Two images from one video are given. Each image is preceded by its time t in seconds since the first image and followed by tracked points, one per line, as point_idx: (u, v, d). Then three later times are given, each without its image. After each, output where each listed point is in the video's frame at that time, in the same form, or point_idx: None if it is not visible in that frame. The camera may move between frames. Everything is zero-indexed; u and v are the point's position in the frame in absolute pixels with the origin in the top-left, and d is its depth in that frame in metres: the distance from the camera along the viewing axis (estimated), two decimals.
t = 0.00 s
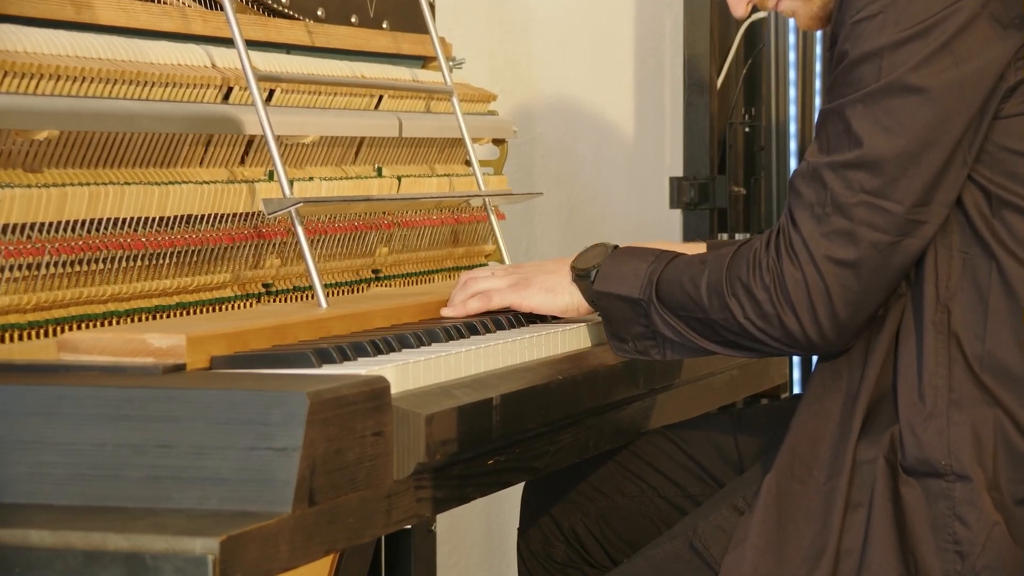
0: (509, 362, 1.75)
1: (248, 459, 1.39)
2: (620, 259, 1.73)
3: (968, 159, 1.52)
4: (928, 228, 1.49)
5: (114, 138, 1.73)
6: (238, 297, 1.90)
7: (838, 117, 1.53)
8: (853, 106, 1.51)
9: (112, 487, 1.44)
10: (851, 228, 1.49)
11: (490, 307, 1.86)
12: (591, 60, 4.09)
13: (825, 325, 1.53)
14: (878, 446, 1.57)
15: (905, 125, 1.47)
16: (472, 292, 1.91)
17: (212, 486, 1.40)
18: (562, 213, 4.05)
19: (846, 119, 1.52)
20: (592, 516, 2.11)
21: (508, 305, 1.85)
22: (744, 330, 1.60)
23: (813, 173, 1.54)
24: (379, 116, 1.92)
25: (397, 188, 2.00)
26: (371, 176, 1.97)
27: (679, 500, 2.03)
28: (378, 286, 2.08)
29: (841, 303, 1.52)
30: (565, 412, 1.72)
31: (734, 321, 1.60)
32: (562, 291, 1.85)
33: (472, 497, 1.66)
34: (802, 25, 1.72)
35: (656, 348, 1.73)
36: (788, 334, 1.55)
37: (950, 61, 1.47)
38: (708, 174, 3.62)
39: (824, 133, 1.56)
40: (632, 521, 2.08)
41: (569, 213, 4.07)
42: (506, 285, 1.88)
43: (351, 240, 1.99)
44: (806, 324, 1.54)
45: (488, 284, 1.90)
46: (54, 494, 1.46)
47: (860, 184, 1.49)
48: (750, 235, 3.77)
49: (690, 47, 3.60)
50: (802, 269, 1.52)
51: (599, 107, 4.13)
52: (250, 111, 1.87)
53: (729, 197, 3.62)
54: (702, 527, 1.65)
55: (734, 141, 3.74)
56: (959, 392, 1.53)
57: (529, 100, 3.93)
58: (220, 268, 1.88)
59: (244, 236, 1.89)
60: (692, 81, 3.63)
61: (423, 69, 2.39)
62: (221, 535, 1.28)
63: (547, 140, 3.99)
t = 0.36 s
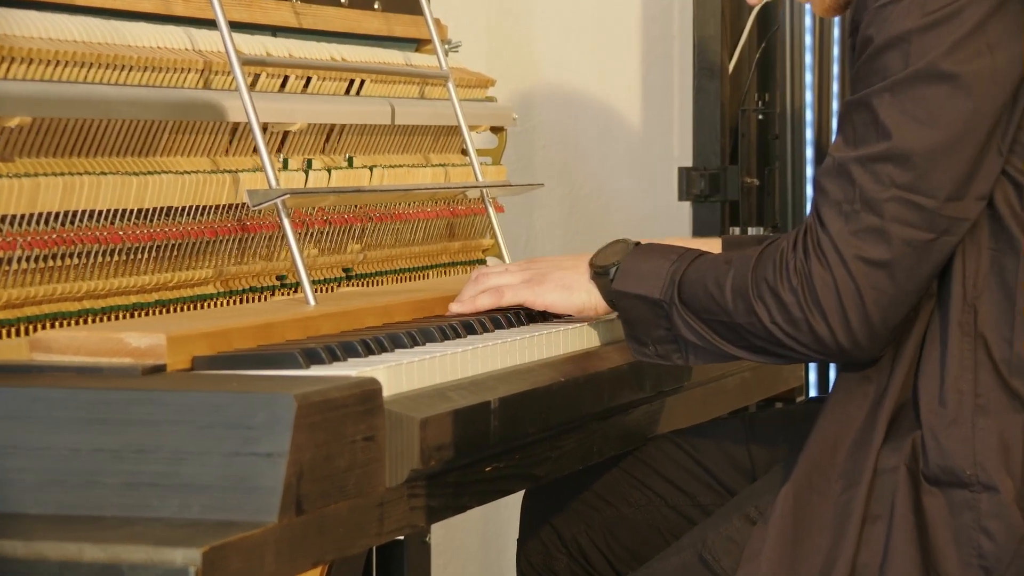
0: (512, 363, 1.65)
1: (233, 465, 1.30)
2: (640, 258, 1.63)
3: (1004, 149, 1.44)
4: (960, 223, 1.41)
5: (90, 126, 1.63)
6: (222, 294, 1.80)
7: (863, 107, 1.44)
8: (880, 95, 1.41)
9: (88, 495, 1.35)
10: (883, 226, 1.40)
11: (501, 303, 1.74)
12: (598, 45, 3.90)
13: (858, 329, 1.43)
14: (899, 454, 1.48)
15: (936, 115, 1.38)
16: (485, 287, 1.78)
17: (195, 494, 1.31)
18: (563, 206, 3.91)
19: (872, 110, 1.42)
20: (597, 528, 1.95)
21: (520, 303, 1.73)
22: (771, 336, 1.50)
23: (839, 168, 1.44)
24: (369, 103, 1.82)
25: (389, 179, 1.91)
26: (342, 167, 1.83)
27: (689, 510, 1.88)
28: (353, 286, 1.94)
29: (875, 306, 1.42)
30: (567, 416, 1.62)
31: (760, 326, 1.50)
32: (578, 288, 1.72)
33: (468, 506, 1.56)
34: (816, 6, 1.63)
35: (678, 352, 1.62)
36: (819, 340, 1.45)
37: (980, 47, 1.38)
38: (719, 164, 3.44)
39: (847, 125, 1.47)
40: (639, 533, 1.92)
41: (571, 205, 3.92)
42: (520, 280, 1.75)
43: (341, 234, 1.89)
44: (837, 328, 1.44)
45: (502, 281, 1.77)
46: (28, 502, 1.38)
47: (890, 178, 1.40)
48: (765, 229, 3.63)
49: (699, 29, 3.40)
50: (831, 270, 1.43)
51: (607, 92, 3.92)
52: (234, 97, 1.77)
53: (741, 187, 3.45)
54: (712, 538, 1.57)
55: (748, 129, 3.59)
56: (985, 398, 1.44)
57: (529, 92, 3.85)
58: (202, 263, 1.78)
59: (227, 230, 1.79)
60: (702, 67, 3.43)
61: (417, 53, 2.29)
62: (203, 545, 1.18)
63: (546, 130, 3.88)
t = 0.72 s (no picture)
0: (502, 363, 1.56)
1: (211, 471, 1.21)
2: (637, 245, 1.53)
3: None
4: (981, 217, 1.32)
5: (59, 112, 1.53)
6: (199, 291, 1.70)
7: (876, 95, 1.35)
8: (893, 83, 1.32)
9: (57, 504, 1.26)
10: (895, 222, 1.30)
11: (490, 293, 1.62)
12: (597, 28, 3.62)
13: (866, 329, 1.34)
14: (915, 461, 1.39)
15: (953, 105, 1.29)
16: (472, 272, 1.66)
17: (170, 502, 1.22)
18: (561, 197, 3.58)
19: (886, 98, 1.33)
20: (597, 540, 1.86)
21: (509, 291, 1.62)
22: (775, 332, 1.41)
23: (850, 159, 1.35)
24: (354, 87, 1.72)
25: (377, 168, 1.81)
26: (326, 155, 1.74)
27: (693, 519, 1.79)
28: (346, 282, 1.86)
29: (885, 307, 1.33)
30: (563, 420, 1.53)
31: (765, 323, 1.41)
32: (572, 274, 1.62)
33: (460, 516, 1.47)
34: None
35: (677, 345, 1.54)
36: (825, 339, 1.37)
37: (1003, 32, 1.29)
38: (727, 154, 3.23)
39: (861, 114, 1.37)
40: (642, 546, 1.83)
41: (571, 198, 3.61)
42: (511, 266, 1.64)
43: (325, 227, 1.80)
44: (845, 328, 1.35)
45: (490, 265, 1.65)
46: None
47: (903, 171, 1.30)
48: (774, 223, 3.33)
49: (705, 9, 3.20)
50: (838, 267, 1.34)
51: (606, 80, 3.65)
52: (212, 82, 1.67)
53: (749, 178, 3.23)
54: (717, 549, 1.47)
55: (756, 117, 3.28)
56: (1006, 402, 1.35)
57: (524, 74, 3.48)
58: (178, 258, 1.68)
59: (205, 223, 1.68)
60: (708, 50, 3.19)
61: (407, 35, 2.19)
62: (178, 556, 1.10)
63: (543, 118, 3.54)
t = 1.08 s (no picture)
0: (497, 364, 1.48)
1: (180, 479, 1.13)
2: (645, 244, 1.45)
3: None
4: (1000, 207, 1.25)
5: (18, 100, 1.44)
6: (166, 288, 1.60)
7: (894, 79, 1.28)
8: (913, 65, 1.25)
9: (16, 515, 1.17)
10: (918, 212, 1.25)
11: (492, 302, 1.55)
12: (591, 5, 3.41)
13: (890, 327, 1.28)
14: (926, 467, 1.32)
15: (977, 88, 1.23)
16: (471, 272, 1.57)
17: (138, 512, 1.14)
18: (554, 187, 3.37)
19: (905, 81, 1.26)
20: (589, 553, 1.74)
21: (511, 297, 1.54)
22: (792, 334, 1.34)
23: (868, 148, 1.29)
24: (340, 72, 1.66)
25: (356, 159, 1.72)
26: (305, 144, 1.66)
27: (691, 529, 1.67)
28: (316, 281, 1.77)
29: (911, 304, 1.27)
30: (553, 424, 1.44)
31: (781, 324, 1.34)
32: (575, 278, 1.53)
33: (445, 526, 1.38)
34: None
35: (688, 350, 1.45)
36: (846, 339, 1.31)
37: None
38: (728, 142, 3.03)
39: (879, 99, 1.30)
40: (635, 558, 1.71)
41: (562, 189, 3.39)
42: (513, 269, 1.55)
43: (302, 220, 1.71)
44: (868, 328, 1.29)
45: (491, 265, 1.56)
46: None
47: (926, 158, 1.25)
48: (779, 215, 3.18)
49: None
50: (859, 260, 1.28)
51: (602, 63, 3.45)
52: (181, 67, 1.57)
53: (751, 168, 3.04)
54: (717, 560, 1.39)
55: (758, 103, 3.13)
56: None
57: (516, 55, 3.26)
58: (145, 254, 1.58)
59: (172, 216, 1.59)
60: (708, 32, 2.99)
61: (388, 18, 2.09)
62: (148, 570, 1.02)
63: (535, 103, 3.33)
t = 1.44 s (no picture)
0: (477, 371, 1.39)
1: (145, 490, 1.06)
2: (642, 249, 1.36)
3: None
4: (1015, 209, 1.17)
5: None
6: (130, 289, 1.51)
7: (901, 73, 1.19)
8: (921, 57, 1.17)
9: None
10: (930, 213, 1.17)
11: (474, 305, 1.48)
12: None
13: (901, 336, 1.20)
14: (933, 480, 1.25)
15: (990, 83, 1.15)
16: (458, 279, 1.50)
17: (101, 526, 1.07)
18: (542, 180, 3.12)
19: (912, 75, 1.18)
20: (578, 569, 1.64)
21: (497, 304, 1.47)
22: (798, 344, 1.26)
23: (875, 146, 1.21)
24: (312, 61, 1.57)
25: (331, 153, 1.64)
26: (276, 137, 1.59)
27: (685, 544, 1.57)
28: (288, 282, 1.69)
29: (921, 310, 1.19)
30: (540, 434, 1.36)
31: (784, 333, 1.26)
32: (566, 287, 1.44)
33: (425, 541, 1.30)
34: None
35: (688, 364, 1.37)
36: (855, 349, 1.22)
37: None
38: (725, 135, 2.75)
39: (885, 92, 1.22)
40: None
41: (550, 183, 3.14)
42: (501, 276, 1.48)
43: (273, 217, 1.64)
44: (877, 337, 1.21)
45: (478, 273, 1.50)
46: None
47: (937, 156, 1.16)
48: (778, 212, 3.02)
49: None
50: (868, 266, 1.20)
51: (591, 50, 3.21)
52: (145, 55, 1.48)
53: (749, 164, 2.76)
54: None
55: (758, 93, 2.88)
56: None
57: (500, 41, 2.97)
58: (107, 253, 1.50)
59: (137, 213, 1.50)
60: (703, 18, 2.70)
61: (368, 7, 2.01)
62: None
63: (522, 92, 3.04)
